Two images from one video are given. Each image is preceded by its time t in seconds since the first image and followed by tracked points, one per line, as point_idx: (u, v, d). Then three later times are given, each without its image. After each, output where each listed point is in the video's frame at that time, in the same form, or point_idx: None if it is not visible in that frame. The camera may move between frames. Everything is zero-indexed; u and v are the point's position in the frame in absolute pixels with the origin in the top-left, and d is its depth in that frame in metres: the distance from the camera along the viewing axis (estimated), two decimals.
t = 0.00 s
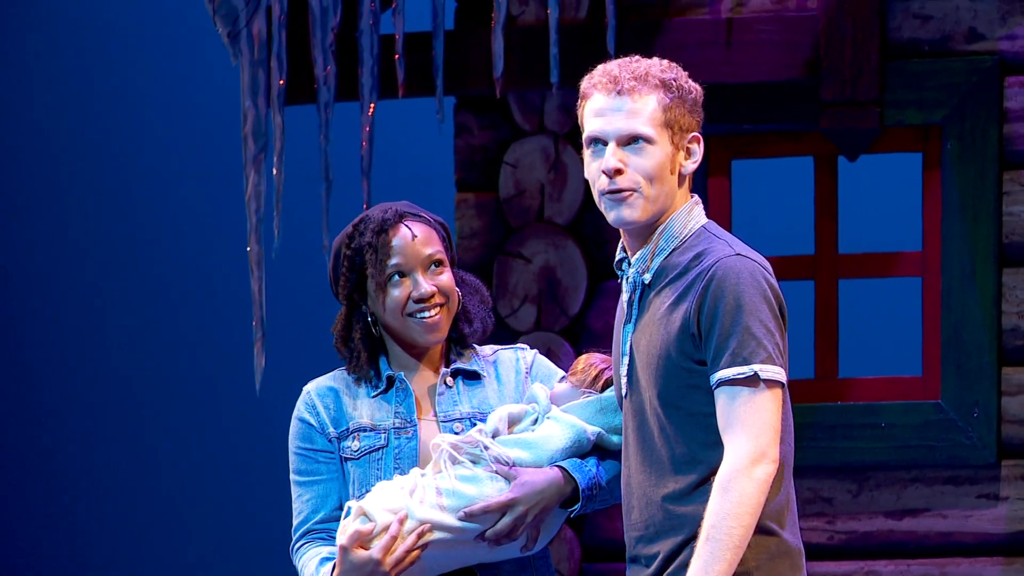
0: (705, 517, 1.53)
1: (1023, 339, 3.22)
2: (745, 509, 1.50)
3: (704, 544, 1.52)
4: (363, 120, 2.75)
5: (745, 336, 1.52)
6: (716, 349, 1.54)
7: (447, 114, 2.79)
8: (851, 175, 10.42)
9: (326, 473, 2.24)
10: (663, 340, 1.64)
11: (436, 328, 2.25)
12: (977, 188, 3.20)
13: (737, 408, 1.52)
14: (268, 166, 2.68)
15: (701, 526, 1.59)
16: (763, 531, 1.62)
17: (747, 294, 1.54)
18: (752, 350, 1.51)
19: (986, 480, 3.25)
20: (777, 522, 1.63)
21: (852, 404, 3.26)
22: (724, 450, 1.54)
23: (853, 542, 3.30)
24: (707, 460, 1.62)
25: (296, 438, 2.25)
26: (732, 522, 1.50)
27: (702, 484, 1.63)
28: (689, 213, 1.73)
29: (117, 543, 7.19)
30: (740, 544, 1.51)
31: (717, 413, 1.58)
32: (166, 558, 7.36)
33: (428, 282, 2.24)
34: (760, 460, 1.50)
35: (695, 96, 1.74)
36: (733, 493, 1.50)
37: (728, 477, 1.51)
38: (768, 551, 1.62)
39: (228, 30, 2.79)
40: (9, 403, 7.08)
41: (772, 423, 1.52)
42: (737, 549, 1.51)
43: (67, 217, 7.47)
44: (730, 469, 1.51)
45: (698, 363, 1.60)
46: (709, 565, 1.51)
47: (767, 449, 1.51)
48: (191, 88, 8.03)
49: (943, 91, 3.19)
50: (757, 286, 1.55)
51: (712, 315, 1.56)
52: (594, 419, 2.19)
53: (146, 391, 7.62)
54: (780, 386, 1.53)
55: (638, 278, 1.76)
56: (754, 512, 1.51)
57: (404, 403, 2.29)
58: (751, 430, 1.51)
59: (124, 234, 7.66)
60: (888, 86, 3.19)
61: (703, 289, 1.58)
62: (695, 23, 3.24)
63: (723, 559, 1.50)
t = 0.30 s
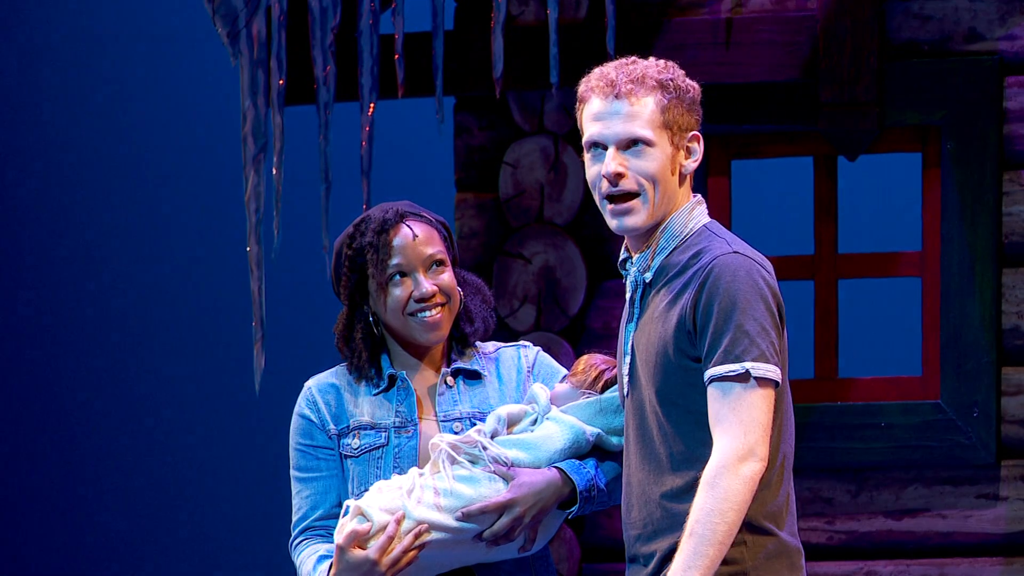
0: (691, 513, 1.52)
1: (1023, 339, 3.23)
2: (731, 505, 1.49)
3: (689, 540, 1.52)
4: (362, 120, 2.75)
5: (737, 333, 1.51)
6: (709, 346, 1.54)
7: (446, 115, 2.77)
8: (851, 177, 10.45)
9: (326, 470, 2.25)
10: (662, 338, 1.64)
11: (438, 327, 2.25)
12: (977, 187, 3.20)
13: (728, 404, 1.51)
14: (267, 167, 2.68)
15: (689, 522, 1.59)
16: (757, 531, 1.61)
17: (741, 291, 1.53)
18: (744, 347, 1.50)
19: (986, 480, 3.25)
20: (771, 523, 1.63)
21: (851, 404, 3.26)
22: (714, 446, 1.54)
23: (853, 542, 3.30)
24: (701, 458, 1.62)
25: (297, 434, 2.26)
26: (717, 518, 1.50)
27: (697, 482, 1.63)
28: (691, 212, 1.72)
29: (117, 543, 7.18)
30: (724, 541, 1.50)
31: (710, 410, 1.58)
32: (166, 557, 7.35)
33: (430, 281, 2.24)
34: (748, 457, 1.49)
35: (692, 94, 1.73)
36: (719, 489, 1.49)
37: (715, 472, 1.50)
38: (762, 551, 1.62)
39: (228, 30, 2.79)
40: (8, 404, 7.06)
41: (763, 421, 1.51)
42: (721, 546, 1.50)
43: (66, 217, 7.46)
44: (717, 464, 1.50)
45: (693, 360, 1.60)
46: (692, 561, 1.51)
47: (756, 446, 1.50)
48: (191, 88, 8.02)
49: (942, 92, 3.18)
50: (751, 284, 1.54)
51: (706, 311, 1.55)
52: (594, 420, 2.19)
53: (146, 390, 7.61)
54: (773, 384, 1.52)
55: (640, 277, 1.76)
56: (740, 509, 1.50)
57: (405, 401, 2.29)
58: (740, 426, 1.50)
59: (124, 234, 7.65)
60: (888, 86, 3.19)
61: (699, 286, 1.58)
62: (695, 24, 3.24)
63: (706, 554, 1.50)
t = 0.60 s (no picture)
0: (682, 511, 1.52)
1: (1022, 339, 3.24)
2: (721, 503, 1.49)
3: (679, 537, 1.51)
4: (362, 120, 2.75)
5: (732, 331, 1.51)
6: (704, 344, 1.54)
7: (446, 116, 2.76)
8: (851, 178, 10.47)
9: (327, 470, 2.24)
10: (660, 336, 1.64)
11: (441, 326, 2.24)
12: (977, 188, 3.20)
13: (722, 401, 1.51)
14: (267, 167, 2.68)
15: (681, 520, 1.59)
16: (753, 530, 1.61)
17: (737, 290, 1.52)
18: (739, 345, 1.49)
19: (986, 481, 3.25)
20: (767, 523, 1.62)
21: (852, 405, 3.26)
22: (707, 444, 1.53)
23: (853, 542, 3.29)
24: (697, 457, 1.61)
25: (299, 433, 2.25)
26: (707, 515, 1.49)
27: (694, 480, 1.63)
28: (694, 212, 1.72)
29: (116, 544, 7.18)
30: (714, 539, 1.49)
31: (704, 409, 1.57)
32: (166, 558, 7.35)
33: (432, 280, 2.23)
34: (740, 455, 1.49)
35: (694, 93, 1.71)
36: (710, 486, 1.49)
37: (706, 471, 1.49)
38: (758, 551, 1.61)
39: (228, 31, 2.79)
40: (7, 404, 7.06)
41: (757, 421, 1.51)
42: (711, 544, 1.49)
43: (66, 217, 7.46)
44: (709, 462, 1.49)
45: (690, 358, 1.60)
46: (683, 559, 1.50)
47: (749, 445, 1.49)
48: (190, 88, 8.02)
49: (942, 92, 3.18)
50: (748, 283, 1.54)
51: (703, 310, 1.55)
52: (593, 427, 2.18)
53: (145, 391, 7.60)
54: (769, 382, 1.51)
55: (642, 277, 1.76)
56: (731, 507, 1.49)
57: (407, 404, 2.29)
58: (734, 425, 1.50)
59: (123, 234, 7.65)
60: (888, 87, 3.19)
61: (696, 284, 1.58)
62: (695, 24, 3.24)
63: (695, 552, 1.49)
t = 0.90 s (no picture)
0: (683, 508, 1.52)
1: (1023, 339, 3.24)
2: (722, 501, 1.49)
3: (680, 535, 1.51)
4: (363, 120, 2.74)
5: (734, 329, 1.51)
6: (707, 341, 1.54)
7: (447, 115, 2.75)
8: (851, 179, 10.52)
9: (325, 469, 2.25)
10: (665, 334, 1.64)
11: (444, 325, 2.24)
12: (977, 188, 3.20)
13: (724, 400, 1.51)
14: (268, 167, 2.67)
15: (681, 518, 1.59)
16: (753, 531, 1.61)
17: (738, 288, 1.53)
18: (740, 343, 1.50)
19: (987, 481, 3.25)
20: (769, 524, 1.62)
21: (852, 405, 3.26)
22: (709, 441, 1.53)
23: (853, 542, 3.29)
24: (698, 456, 1.61)
25: (298, 432, 2.26)
26: (707, 513, 1.49)
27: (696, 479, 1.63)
28: (702, 212, 1.70)
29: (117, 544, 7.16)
30: (715, 538, 1.49)
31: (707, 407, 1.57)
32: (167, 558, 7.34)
33: (435, 279, 2.23)
34: (741, 454, 1.49)
35: (704, 93, 1.70)
36: (710, 484, 1.49)
37: (707, 468, 1.50)
38: (758, 552, 1.62)
39: (228, 31, 2.79)
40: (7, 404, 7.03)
41: (759, 419, 1.50)
42: (710, 542, 1.49)
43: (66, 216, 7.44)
44: (710, 460, 1.49)
45: (693, 357, 1.60)
46: (682, 557, 1.50)
47: (750, 443, 1.49)
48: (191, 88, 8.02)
49: (943, 92, 3.18)
50: (750, 281, 1.53)
51: (706, 307, 1.55)
52: (593, 431, 2.18)
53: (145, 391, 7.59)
54: (771, 381, 1.51)
55: (649, 275, 1.76)
56: (731, 505, 1.49)
57: (407, 404, 2.29)
58: (734, 422, 1.50)
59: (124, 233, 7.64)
60: (889, 87, 3.19)
61: (700, 282, 1.58)
62: (695, 24, 3.24)
63: (696, 550, 1.49)
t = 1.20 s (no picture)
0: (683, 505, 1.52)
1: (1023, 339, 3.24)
2: (720, 498, 1.48)
3: (680, 533, 1.51)
4: (362, 120, 2.74)
5: (735, 325, 1.51)
6: (710, 337, 1.54)
7: (447, 115, 2.74)
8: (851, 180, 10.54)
9: (323, 466, 2.25)
10: (672, 333, 1.65)
11: (447, 323, 2.24)
12: (977, 187, 3.20)
13: (725, 396, 1.51)
14: (268, 166, 2.68)
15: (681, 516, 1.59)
16: (753, 531, 1.61)
17: (740, 286, 1.53)
18: (739, 339, 1.49)
19: (987, 481, 3.25)
20: (769, 525, 1.62)
21: (852, 405, 3.26)
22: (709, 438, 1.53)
23: (853, 542, 3.29)
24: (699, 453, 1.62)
25: (296, 429, 2.26)
26: (705, 510, 1.49)
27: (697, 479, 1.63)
28: (715, 211, 1.69)
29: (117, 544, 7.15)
30: (713, 536, 1.49)
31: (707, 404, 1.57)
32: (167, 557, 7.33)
33: (439, 278, 2.24)
34: (740, 451, 1.48)
35: (717, 94, 1.69)
36: (709, 482, 1.49)
37: (707, 465, 1.50)
38: (758, 554, 1.62)
39: (229, 31, 2.79)
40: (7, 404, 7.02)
41: (760, 417, 1.50)
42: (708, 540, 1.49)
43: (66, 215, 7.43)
44: (709, 456, 1.49)
45: (698, 355, 1.60)
46: (680, 555, 1.50)
47: (749, 441, 1.49)
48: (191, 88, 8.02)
49: (942, 92, 3.18)
50: (752, 278, 1.53)
51: (709, 304, 1.56)
52: (594, 433, 2.18)
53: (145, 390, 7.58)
54: (771, 378, 1.50)
55: (660, 274, 1.76)
56: (729, 503, 1.49)
57: (407, 403, 2.29)
58: (734, 419, 1.50)
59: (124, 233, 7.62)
60: (889, 87, 3.19)
61: (704, 279, 1.58)
62: (695, 25, 3.24)
63: (695, 548, 1.49)
